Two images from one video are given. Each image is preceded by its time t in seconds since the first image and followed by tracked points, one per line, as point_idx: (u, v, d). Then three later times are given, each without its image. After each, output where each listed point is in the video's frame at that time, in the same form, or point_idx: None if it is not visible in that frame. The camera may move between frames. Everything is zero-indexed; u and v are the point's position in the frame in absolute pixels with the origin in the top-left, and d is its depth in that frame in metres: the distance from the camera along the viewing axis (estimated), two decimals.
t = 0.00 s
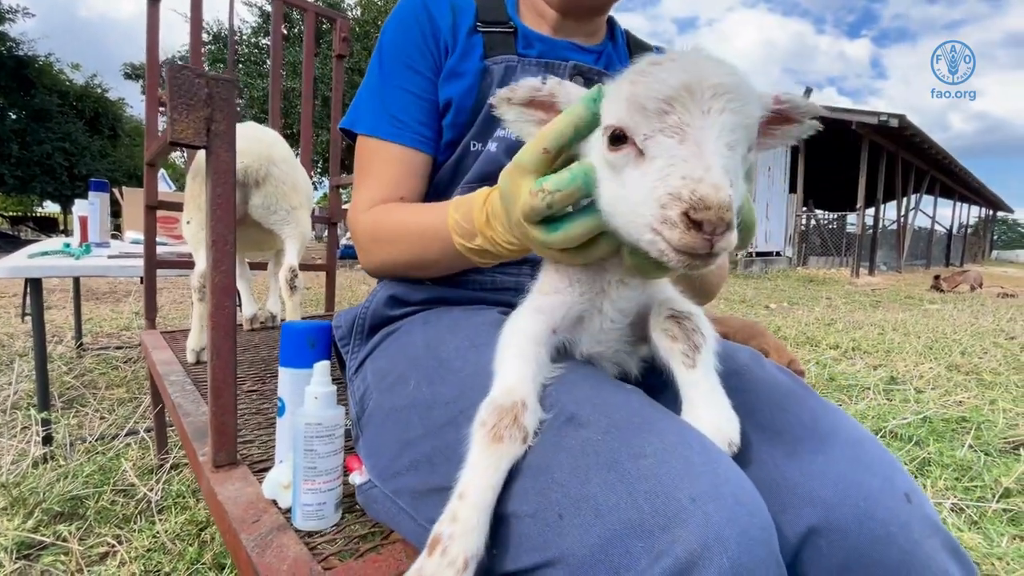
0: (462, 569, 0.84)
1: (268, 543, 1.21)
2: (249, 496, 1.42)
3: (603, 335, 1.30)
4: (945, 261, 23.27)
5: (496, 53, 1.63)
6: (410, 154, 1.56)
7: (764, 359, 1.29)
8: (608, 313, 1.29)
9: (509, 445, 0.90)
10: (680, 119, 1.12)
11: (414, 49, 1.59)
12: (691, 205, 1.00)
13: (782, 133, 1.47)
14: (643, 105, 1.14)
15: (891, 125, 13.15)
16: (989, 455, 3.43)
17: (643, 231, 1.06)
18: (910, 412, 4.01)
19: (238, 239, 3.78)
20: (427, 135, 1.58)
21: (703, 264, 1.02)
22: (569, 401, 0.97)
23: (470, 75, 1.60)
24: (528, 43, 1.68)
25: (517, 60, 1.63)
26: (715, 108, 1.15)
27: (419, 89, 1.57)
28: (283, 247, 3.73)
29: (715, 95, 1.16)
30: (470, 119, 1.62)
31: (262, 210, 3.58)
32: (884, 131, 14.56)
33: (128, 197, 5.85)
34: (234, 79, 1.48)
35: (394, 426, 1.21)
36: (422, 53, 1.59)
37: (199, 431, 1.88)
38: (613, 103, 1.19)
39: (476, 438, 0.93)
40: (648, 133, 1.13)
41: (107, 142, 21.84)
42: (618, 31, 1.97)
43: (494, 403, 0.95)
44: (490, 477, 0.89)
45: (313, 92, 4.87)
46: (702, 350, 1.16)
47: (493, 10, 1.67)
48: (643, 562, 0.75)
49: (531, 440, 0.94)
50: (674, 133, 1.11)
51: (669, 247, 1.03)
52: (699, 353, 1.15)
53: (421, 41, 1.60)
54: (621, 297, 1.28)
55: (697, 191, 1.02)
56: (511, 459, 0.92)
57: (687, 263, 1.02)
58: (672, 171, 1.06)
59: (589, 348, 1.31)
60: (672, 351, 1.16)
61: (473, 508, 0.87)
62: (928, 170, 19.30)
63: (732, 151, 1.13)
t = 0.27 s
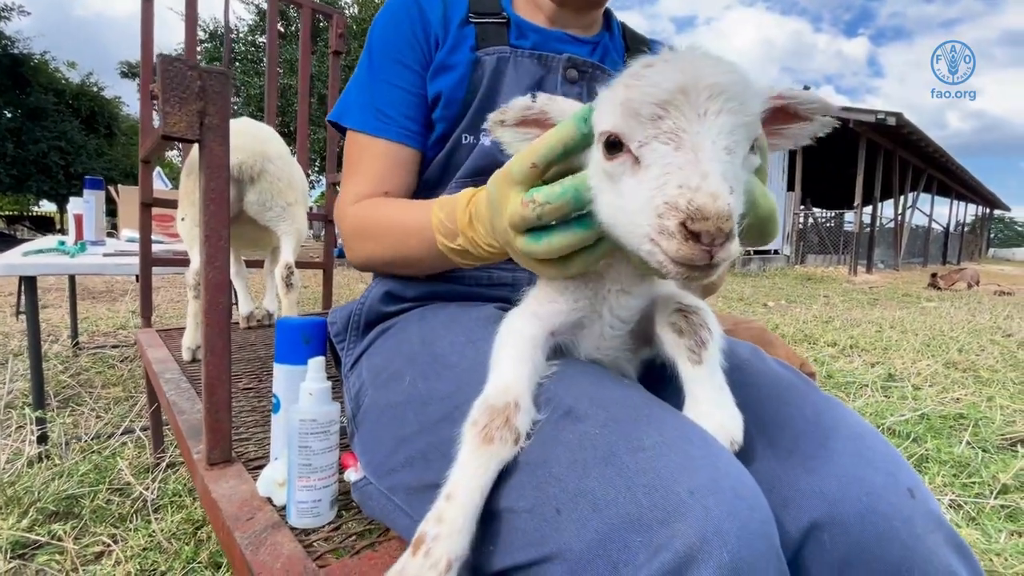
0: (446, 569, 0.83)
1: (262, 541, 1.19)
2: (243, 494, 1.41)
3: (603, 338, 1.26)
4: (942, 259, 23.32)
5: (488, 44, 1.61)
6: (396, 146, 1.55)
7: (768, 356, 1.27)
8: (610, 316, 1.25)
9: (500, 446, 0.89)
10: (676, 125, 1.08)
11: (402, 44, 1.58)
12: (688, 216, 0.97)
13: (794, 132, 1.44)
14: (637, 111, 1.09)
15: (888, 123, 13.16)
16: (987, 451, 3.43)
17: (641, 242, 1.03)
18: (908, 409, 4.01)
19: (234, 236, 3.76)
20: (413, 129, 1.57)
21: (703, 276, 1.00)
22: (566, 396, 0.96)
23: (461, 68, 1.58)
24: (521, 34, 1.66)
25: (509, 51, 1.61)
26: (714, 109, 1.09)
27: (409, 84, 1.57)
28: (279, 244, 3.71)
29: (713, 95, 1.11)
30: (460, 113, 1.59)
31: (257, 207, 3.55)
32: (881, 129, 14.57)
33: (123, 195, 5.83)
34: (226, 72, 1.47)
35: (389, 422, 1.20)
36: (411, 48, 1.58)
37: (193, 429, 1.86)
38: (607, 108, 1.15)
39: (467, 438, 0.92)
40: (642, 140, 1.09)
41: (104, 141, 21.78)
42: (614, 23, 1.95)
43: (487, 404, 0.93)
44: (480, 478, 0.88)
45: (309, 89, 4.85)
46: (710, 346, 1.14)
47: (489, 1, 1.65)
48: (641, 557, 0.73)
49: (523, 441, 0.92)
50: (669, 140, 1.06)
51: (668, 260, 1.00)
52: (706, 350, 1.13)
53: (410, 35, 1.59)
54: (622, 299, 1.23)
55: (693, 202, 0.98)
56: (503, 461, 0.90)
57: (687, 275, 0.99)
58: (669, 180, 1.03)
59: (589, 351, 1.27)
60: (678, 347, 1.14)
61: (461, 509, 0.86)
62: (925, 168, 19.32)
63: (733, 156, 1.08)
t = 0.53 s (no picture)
0: (433, 567, 0.83)
1: (257, 541, 1.19)
2: (238, 493, 1.40)
3: (602, 336, 1.23)
4: (939, 256, 23.35)
5: (487, 31, 1.61)
6: (383, 107, 1.49)
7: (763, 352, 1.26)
8: (609, 314, 1.22)
9: (490, 445, 0.89)
10: (673, 107, 1.13)
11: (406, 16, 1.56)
12: (667, 196, 1.01)
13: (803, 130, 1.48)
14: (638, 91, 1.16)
15: (886, 121, 13.15)
16: (984, 448, 3.43)
17: (625, 223, 1.08)
18: (906, 406, 4.01)
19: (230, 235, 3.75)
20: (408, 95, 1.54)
21: (680, 262, 1.02)
22: (561, 393, 0.95)
23: (460, 51, 1.58)
24: (521, 22, 1.66)
25: (507, 40, 1.62)
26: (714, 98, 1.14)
27: (408, 50, 1.53)
28: (275, 242, 3.70)
29: (716, 83, 1.16)
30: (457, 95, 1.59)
31: (253, 206, 3.54)
32: (878, 127, 14.57)
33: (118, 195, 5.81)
34: (219, 68, 1.46)
35: (384, 420, 1.19)
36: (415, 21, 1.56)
37: (189, 428, 1.85)
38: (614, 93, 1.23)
39: (459, 437, 0.92)
40: (638, 120, 1.16)
41: (100, 140, 21.70)
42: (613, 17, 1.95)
43: (479, 402, 0.93)
44: (469, 477, 0.88)
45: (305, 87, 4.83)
46: (711, 345, 1.12)
47: None
48: (634, 554, 0.73)
49: (514, 439, 0.92)
50: (665, 121, 1.13)
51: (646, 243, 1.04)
52: (708, 349, 1.11)
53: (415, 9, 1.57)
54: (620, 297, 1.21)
55: (676, 180, 1.03)
56: (493, 459, 0.90)
57: (663, 258, 1.02)
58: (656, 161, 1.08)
59: (588, 351, 1.24)
60: (679, 345, 1.11)
61: (450, 507, 0.86)
62: (922, 165, 19.33)
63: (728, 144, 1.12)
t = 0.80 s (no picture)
0: (436, 561, 0.81)
1: (254, 539, 1.18)
2: (235, 492, 1.39)
3: (608, 334, 1.14)
4: (937, 254, 23.37)
5: (507, 27, 1.59)
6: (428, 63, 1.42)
7: (768, 351, 1.23)
8: (616, 311, 1.13)
9: (496, 439, 0.86)
10: (706, 88, 1.07)
11: None
12: (698, 172, 0.95)
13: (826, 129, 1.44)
14: (670, 72, 1.10)
15: (884, 119, 13.15)
16: (984, 445, 3.43)
17: (653, 207, 1.01)
18: (905, 403, 4.01)
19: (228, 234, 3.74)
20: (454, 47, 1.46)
21: (712, 246, 0.96)
22: (565, 387, 0.92)
23: (484, 40, 1.55)
24: (538, 18, 1.65)
25: (528, 36, 1.59)
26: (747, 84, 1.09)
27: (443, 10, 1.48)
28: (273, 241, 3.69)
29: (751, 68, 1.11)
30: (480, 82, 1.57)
31: (251, 204, 3.52)
32: (876, 125, 14.57)
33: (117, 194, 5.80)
34: (215, 65, 1.47)
35: (387, 415, 1.18)
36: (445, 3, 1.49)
37: (187, 427, 1.84)
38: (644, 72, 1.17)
39: (463, 429, 0.89)
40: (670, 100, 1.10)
41: (98, 140, 21.68)
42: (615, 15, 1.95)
43: (484, 395, 0.90)
44: (473, 471, 0.85)
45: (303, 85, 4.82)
46: (722, 342, 1.04)
47: None
48: (641, 550, 0.69)
49: (519, 433, 0.88)
50: (698, 101, 1.07)
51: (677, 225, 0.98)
52: (718, 345, 1.03)
53: None
54: (632, 292, 1.11)
55: (706, 158, 0.97)
56: (498, 453, 0.87)
57: (692, 243, 0.96)
58: (686, 140, 1.02)
59: (593, 349, 1.15)
60: (689, 341, 1.04)
61: (453, 501, 0.83)
62: (921, 163, 19.33)
63: (762, 131, 1.06)
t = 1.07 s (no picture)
0: (438, 563, 0.80)
1: (253, 541, 1.18)
2: (235, 493, 1.39)
3: (608, 334, 1.14)
4: (938, 252, 23.36)
5: (513, 29, 1.59)
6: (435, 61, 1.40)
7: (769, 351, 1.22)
8: (615, 310, 1.12)
9: (498, 439, 0.84)
10: (697, 77, 1.08)
11: None
12: (683, 156, 0.96)
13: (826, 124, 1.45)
14: (661, 62, 1.13)
15: (884, 117, 13.14)
16: (985, 443, 3.43)
17: (645, 197, 1.02)
18: (905, 402, 4.01)
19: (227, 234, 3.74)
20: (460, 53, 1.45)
21: (703, 233, 0.96)
22: (565, 387, 0.91)
23: (492, 42, 1.55)
24: (544, 20, 1.66)
25: (533, 38, 1.59)
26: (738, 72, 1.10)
27: (452, 13, 1.48)
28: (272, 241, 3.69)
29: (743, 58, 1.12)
30: (485, 83, 1.56)
31: (250, 205, 3.52)
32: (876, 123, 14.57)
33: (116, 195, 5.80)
34: (213, 66, 1.47)
35: (387, 416, 1.18)
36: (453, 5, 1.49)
37: (186, 429, 1.84)
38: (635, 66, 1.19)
39: (464, 430, 0.88)
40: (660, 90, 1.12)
41: (98, 141, 21.67)
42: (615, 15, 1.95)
43: (485, 395, 0.89)
44: (475, 472, 0.84)
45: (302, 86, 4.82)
46: (722, 342, 1.03)
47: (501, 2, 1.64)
48: (643, 551, 0.69)
49: (520, 435, 0.87)
50: (689, 89, 1.08)
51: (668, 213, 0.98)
52: (718, 345, 1.02)
53: None
54: (630, 293, 1.11)
55: (693, 143, 0.98)
56: (500, 454, 0.85)
57: (680, 230, 0.97)
58: (675, 129, 1.03)
59: (593, 348, 1.15)
60: (688, 341, 1.03)
61: (454, 503, 0.82)
62: (920, 161, 19.33)
63: (751, 120, 1.08)
